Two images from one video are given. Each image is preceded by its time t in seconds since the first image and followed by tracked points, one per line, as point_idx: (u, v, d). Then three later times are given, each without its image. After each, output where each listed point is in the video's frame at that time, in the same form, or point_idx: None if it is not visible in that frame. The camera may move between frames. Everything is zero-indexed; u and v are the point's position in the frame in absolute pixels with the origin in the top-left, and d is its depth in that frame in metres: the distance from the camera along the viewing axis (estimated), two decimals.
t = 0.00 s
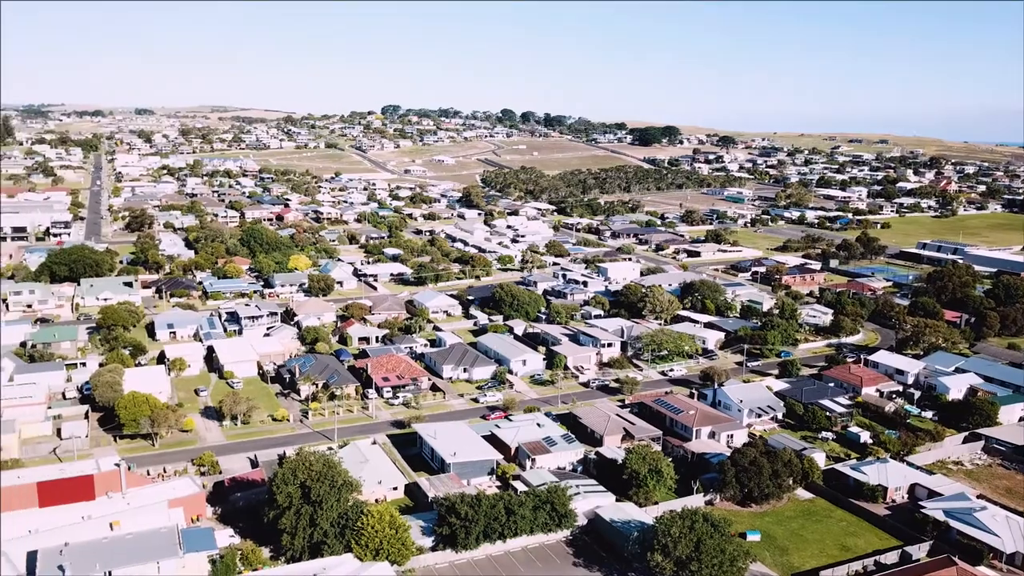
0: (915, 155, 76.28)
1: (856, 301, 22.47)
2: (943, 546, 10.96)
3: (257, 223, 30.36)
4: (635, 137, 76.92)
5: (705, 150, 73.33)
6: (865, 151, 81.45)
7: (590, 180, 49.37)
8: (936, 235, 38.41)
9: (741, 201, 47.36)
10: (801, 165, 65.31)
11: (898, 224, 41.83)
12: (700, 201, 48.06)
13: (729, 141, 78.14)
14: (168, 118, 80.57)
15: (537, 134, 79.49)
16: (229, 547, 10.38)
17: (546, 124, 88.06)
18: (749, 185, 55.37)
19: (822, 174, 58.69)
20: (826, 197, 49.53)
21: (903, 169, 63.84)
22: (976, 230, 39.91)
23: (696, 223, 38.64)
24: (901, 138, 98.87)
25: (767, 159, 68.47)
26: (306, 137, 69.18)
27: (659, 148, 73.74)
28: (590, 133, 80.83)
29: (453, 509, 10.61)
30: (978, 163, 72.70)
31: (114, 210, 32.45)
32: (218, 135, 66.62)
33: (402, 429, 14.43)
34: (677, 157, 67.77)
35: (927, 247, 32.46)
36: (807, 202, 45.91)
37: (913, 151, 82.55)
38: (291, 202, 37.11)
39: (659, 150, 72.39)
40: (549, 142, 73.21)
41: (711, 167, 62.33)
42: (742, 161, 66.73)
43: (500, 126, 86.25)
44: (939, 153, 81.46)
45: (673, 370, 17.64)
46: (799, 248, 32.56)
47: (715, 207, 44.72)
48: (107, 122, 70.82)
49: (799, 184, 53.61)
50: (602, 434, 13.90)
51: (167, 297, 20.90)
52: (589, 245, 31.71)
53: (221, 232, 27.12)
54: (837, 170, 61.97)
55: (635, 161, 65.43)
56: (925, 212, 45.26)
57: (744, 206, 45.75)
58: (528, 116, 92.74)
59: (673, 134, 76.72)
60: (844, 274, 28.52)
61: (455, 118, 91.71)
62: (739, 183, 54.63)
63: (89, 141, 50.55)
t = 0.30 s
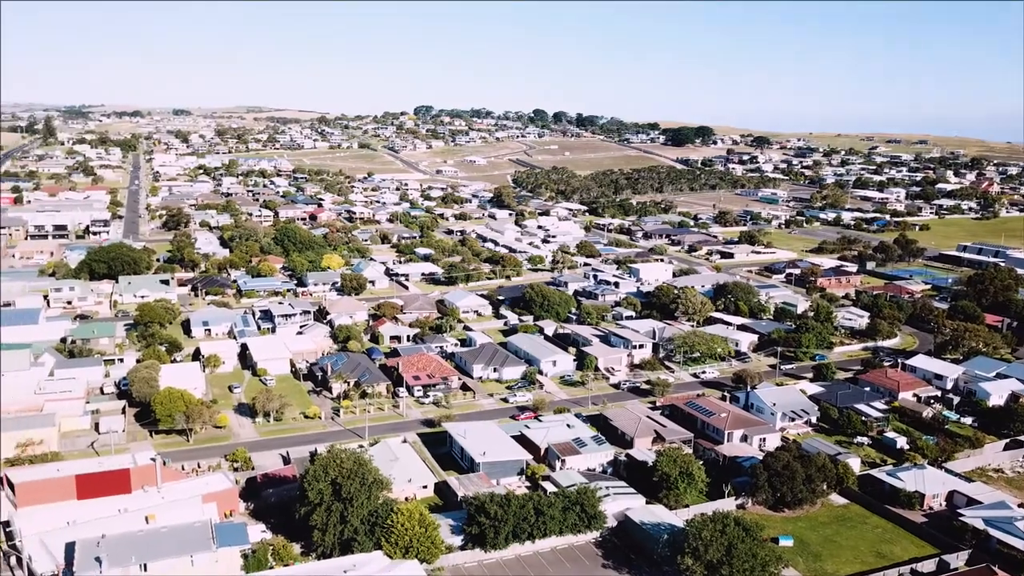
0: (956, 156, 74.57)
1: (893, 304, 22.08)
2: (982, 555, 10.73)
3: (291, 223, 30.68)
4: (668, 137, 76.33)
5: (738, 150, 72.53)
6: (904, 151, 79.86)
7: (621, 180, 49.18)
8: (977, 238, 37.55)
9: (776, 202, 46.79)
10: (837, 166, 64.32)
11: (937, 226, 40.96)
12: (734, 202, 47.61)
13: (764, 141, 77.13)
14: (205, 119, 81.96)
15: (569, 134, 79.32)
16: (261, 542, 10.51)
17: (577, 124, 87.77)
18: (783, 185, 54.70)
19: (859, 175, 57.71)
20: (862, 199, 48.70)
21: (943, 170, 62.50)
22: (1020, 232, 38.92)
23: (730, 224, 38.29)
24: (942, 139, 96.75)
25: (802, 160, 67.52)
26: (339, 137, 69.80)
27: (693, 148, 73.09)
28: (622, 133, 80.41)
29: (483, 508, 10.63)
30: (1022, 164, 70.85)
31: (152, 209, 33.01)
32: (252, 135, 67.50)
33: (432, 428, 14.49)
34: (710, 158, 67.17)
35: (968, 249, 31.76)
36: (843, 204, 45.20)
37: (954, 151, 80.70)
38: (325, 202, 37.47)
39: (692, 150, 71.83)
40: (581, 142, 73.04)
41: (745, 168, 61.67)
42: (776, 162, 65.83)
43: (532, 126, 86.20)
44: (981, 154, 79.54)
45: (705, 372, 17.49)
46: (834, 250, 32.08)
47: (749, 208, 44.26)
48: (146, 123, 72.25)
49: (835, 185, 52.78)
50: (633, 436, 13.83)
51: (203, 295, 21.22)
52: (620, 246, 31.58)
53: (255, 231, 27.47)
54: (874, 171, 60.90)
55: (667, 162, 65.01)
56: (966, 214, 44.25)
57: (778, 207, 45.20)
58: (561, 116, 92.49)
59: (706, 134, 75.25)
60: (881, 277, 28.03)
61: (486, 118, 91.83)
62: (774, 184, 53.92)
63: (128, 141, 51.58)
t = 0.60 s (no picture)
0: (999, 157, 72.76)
1: (932, 308, 21.66)
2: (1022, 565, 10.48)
3: (324, 223, 30.99)
4: (701, 137, 75.71)
5: (773, 151, 71.65)
6: (944, 152, 78.17)
7: (654, 181, 48.97)
8: (1020, 241, 36.65)
9: (811, 204, 46.20)
10: (874, 167, 63.21)
11: (978, 228, 40.06)
12: (768, 203, 47.13)
13: (799, 142, 76.06)
14: (241, 120, 83.37)
15: (600, 135, 79.03)
16: (292, 539, 10.62)
17: (609, 125, 87.48)
18: (818, 187, 53.97)
19: (897, 176, 56.66)
20: (901, 201, 47.82)
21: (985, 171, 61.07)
22: None
23: (764, 225, 37.89)
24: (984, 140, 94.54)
25: (837, 161, 66.50)
26: (372, 138, 70.43)
27: (726, 148, 72.40)
28: (655, 134, 79.97)
29: (512, 509, 10.62)
30: None
31: (188, 208, 33.57)
32: (285, 135, 68.40)
33: (462, 428, 14.52)
34: (743, 158, 66.52)
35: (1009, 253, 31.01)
36: (881, 205, 44.44)
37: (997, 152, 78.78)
38: (357, 202, 37.79)
39: (725, 151, 71.20)
40: (612, 143, 72.81)
41: (779, 169, 60.98)
42: (811, 163, 64.90)
43: (564, 127, 86.14)
44: None
45: (737, 375, 17.31)
46: (871, 252, 31.56)
47: (783, 210, 43.72)
48: (183, 124, 73.67)
49: (873, 187, 51.91)
50: (663, 438, 13.73)
51: (237, 294, 21.52)
52: (652, 247, 31.41)
53: (289, 231, 27.79)
54: (913, 172, 59.72)
55: (700, 162, 64.56)
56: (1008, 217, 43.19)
57: (814, 209, 44.62)
58: (593, 116, 92.14)
59: (740, 135, 73.76)
60: (919, 280, 27.52)
61: (518, 119, 91.83)
62: (809, 185, 53.18)
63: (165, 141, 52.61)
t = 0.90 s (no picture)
0: None
1: (972, 312, 21.20)
2: None
3: (357, 223, 31.25)
4: (734, 137, 74.96)
5: (808, 151, 70.63)
6: (987, 152, 76.32)
7: (686, 182, 48.65)
8: None
9: (847, 205, 45.50)
10: (912, 168, 62.05)
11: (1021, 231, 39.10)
12: (803, 205, 46.52)
13: (835, 142, 74.88)
14: (275, 121, 84.53)
15: (632, 135, 78.66)
16: (323, 535, 10.71)
17: (641, 125, 86.98)
18: (855, 188, 53.12)
19: (936, 177, 55.52)
20: (940, 202, 46.88)
21: None
22: None
23: (798, 227, 37.39)
24: None
25: (875, 162, 65.35)
26: (403, 138, 70.89)
27: (759, 149, 71.58)
28: (688, 133, 79.37)
29: (541, 510, 10.61)
30: None
31: (223, 207, 34.09)
32: (318, 136, 69.15)
33: (492, 428, 14.54)
34: (777, 159, 65.75)
35: None
36: (919, 207, 43.59)
37: None
38: (389, 202, 38.07)
39: (759, 152, 70.41)
40: (644, 143, 72.43)
41: (814, 170, 60.16)
42: (848, 164, 63.89)
43: (595, 127, 85.90)
44: None
45: (770, 379, 17.12)
46: (908, 255, 31.00)
47: (818, 211, 43.14)
48: (219, 125, 74.94)
49: (911, 188, 50.96)
50: (694, 441, 13.61)
51: (270, 292, 21.79)
52: (684, 248, 31.18)
53: (322, 231, 28.07)
54: (953, 173, 58.47)
55: (733, 163, 63.96)
56: None
57: (850, 210, 43.94)
58: (625, 116, 91.71)
59: (775, 135, 72.86)
60: (959, 284, 26.96)
61: (549, 119, 91.76)
62: (845, 186, 52.36)
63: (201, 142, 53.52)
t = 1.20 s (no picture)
0: None
1: (1015, 317, 20.72)
2: None
3: (389, 223, 31.46)
4: (769, 138, 74.12)
5: (844, 152, 69.54)
6: None
7: (719, 182, 48.25)
8: None
9: (884, 207, 44.75)
10: (952, 169, 60.77)
11: None
12: (839, 207, 45.84)
13: (872, 143, 73.61)
14: (308, 121, 85.47)
15: (664, 136, 78.16)
16: (353, 533, 10.80)
17: (674, 125, 86.35)
18: (892, 190, 52.18)
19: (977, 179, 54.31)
20: (981, 205, 45.86)
21: None
22: None
23: (834, 229, 36.85)
24: None
25: (914, 163, 64.14)
26: (435, 139, 71.24)
27: (794, 150, 70.65)
28: (721, 133, 78.64)
29: (571, 511, 10.60)
30: None
31: (258, 207, 34.56)
32: (351, 137, 69.80)
33: (521, 429, 14.54)
34: (812, 160, 64.85)
35: None
36: (959, 209, 42.68)
37: None
38: (421, 202, 38.26)
39: (793, 153, 69.51)
40: (675, 144, 71.95)
41: (851, 172, 59.24)
42: (885, 165, 62.79)
43: (627, 128, 85.55)
44: None
45: (803, 383, 16.90)
46: (948, 258, 30.38)
47: (855, 213, 42.49)
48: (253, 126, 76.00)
49: (951, 190, 49.91)
50: (726, 445, 13.49)
51: (303, 292, 22.03)
52: (717, 250, 30.90)
53: (355, 231, 28.30)
54: (995, 174, 57.09)
55: (767, 164, 63.26)
56: None
57: (888, 213, 43.21)
58: (657, 116, 91.09)
59: (810, 136, 71.95)
60: (1001, 289, 26.36)
61: (580, 120, 91.55)
62: (882, 188, 51.48)
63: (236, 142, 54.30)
